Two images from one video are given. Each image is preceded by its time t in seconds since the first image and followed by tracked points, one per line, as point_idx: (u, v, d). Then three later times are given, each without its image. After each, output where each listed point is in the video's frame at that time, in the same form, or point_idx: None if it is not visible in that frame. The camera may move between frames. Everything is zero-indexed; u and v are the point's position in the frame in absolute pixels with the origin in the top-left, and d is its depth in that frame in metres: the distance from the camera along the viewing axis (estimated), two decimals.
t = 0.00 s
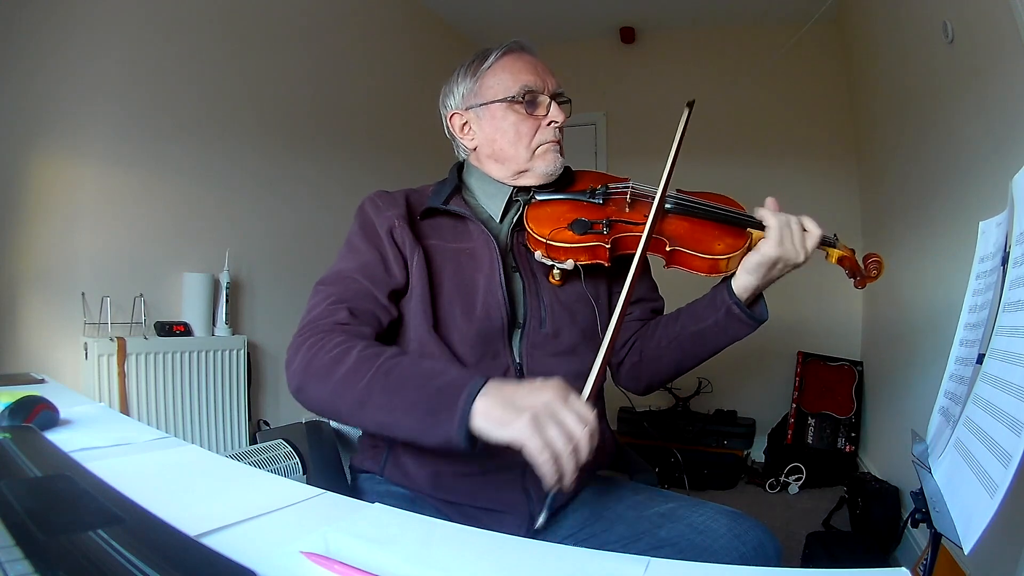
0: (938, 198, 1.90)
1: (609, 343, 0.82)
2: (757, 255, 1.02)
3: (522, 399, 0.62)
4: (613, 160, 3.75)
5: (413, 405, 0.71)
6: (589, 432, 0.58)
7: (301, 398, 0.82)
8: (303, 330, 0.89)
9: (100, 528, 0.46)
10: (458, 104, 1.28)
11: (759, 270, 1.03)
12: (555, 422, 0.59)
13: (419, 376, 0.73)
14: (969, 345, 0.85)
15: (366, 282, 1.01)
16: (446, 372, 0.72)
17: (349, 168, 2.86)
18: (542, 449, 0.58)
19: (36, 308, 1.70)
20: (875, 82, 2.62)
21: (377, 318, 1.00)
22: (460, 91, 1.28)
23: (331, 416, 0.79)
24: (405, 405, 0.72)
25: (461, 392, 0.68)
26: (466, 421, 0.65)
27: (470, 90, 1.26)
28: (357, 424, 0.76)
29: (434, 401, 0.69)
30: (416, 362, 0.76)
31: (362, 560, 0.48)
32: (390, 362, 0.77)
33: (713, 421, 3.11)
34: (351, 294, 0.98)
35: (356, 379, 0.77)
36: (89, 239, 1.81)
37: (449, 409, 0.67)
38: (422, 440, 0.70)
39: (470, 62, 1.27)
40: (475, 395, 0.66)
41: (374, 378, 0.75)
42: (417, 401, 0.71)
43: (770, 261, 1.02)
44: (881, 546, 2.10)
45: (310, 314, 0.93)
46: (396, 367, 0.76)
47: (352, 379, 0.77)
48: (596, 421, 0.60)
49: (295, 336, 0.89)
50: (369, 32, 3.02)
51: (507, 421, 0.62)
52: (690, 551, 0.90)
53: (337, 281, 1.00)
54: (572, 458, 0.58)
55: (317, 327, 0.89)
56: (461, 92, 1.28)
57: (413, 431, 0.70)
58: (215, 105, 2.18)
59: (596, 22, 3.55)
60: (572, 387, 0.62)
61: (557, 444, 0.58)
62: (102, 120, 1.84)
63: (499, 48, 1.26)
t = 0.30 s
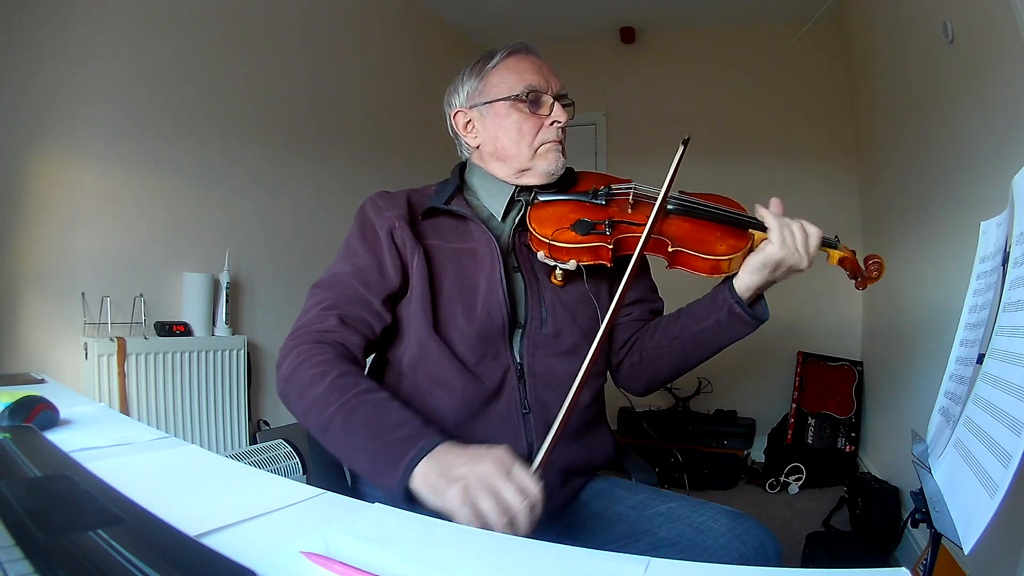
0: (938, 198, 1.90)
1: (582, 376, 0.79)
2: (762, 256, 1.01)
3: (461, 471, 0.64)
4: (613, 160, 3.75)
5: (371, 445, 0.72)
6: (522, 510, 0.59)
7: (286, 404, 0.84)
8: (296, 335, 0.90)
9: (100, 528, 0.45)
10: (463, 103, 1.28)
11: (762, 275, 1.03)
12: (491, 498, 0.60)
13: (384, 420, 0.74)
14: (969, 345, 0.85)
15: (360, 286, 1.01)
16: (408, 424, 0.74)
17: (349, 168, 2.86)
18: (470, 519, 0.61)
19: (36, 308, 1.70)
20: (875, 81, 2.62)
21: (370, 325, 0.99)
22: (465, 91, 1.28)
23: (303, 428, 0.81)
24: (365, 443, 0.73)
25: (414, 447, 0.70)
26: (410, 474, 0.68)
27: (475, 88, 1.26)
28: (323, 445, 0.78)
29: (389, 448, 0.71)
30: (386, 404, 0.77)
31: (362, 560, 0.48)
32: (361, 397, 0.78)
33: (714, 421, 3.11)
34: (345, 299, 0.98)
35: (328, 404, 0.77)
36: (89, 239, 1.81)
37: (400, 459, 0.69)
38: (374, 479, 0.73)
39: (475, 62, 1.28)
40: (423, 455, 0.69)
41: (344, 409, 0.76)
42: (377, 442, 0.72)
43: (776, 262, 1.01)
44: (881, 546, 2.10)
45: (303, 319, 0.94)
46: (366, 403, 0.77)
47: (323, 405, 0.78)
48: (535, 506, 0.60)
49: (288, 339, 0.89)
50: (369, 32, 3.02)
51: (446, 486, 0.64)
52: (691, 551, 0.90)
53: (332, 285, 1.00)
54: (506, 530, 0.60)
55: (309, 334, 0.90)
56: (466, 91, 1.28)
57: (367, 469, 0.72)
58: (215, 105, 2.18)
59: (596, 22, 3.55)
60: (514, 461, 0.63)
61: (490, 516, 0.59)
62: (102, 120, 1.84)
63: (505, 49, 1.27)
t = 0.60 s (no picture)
0: (938, 199, 1.91)
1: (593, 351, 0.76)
2: (757, 254, 1.00)
3: (461, 472, 0.66)
4: (613, 160, 3.76)
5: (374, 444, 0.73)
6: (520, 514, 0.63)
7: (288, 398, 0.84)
8: (300, 330, 0.90)
9: (100, 528, 0.45)
10: (464, 102, 1.28)
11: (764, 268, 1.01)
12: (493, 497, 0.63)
13: (388, 420, 0.74)
14: (969, 345, 0.85)
15: (365, 282, 1.01)
16: (412, 425, 0.74)
17: (349, 168, 2.86)
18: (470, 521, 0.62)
19: (36, 308, 1.70)
20: (875, 82, 2.62)
21: (373, 320, 1.00)
22: (466, 90, 1.28)
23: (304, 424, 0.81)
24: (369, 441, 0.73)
25: (417, 449, 0.71)
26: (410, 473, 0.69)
27: (476, 87, 1.26)
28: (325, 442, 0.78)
29: (390, 449, 0.72)
30: (390, 404, 0.77)
31: (361, 560, 0.48)
32: (363, 396, 0.78)
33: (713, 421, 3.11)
34: (349, 294, 0.98)
35: (332, 400, 0.78)
36: (89, 239, 1.81)
37: (401, 461, 0.70)
38: (376, 477, 0.74)
39: (477, 62, 1.28)
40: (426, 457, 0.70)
41: (347, 407, 0.76)
42: (382, 440, 0.73)
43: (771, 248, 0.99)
44: (881, 546, 2.10)
45: (307, 314, 0.94)
46: (369, 402, 0.77)
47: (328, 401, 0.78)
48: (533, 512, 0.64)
49: (291, 333, 0.90)
50: (369, 32, 3.02)
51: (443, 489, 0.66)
52: (690, 551, 0.90)
53: (335, 279, 1.01)
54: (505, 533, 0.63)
55: (313, 328, 0.90)
56: (467, 90, 1.28)
57: (369, 467, 0.73)
58: (215, 105, 2.18)
59: (596, 23, 3.55)
60: (517, 466, 0.67)
61: (488, 518, 0.62)
62: (102, 119, 1.84)
63: (506, 49, 1.27)
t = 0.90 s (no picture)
0: (938, 198, 1.90)
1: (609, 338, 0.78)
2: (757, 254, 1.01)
3: (552, 342, 0.67)
4: (613, 160, 3.76)
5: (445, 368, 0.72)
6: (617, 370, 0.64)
7: (319, 393, 0.82)
8: (313, 330, 0.88)
9: (100, 528, 0.45)
10: (457, 104, 1.28)
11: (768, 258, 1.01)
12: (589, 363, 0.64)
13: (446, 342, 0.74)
14: (969, 345, 0.85)
15: (374, 280, 1.00)
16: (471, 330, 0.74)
17: (349, 168, 2.86)
18: (584, 388, 0.62)
19: (36, 308, 1.70)
20: (875, 82, 2.61)
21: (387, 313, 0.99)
22: (459, 91, 1.28)
23: (360, 402, 0.79)
24: (437, 372, 0.73)
25: (489, 351, 0.70)
26: (503, 371, 0.69)
27: (469, 89, 1.26)
28: (389, 404, 0.76)
29: (467, 363, 0.71)
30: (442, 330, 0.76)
31: (362, 560, 0.48)
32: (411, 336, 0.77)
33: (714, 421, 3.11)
34: (359, 289, 0.97)
35: (381, 358, 0.77)
36: (89, 239, 1.81)
37: (484, 368, 0.70)
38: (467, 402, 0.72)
39: (468, 62, 1.27)
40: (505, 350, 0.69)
41: (400, 354, 0.75)
42: (450, 364, 0.72)
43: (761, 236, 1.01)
44: (881, 547, 2.10)
45: (318, 314, 0.92)
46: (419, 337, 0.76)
47: (377, 360, 0.77)
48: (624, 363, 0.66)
49: (304, 336, 0.89)
50: (369, 31, 3.02)
51: (539, 369, 0.67)
52: (691, 552, 0.91)
53: (343, 279, 1.00)
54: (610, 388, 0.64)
55: (326, 323, 0.88)
56: (460, 92, 1.27)
57: (453, 395, 0.72)
58: (215, 105, 2.18)
59: (596, 22, 3.55)
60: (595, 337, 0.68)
61: (596, 380, 0.63)
62: (102, 119, 1.84)
63: (498, 48, 1.26)
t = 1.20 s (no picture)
0: (938, 198, 1.91)
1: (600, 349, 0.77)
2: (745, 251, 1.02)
3: (535, 361, 0.64)
4: (613, 160, 3.76)
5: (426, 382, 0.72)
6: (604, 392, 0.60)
7: (308, 395, 0.82)
8: (307, 330, 0.89)
9: (100, 528, 0.45)
10: (452, 104, 1.28)
11: (768, 257, 1.00)
12: (573, 384, 0.61)
13: (428, 354, 0.74)
14: (969, 345, 0.85)
15: (367, 280, 1.01)
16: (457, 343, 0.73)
17: (349, 168, 2.86)
18: (565, 409, 0.60)
19: (36, 308, 1.70)
20: (875, 82, 2.61)
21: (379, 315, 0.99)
22: (454, 91, 1.27)
23: (344, 407, 0.79)
24: (417, 384, 0.73)
25: (467, 366, 0.69)
26: (486, 390, 0.67)
27: (464, 89, 1.25)
28: (371, 413, 0.76)
29: (451, 374, 0.70)
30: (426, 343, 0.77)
31: (361, 560, 0.48)
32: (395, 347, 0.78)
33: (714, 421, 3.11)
34: (353, 289, 0.98)
35: (365, 367, 0.77)
36: (89, 239, 1.81)
37: (467, 381, 0.69)
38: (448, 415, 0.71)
39: (464, 61, 1.27)
40: (484, 366, 0.68)
41: (384, 363, 0.76)
42: (432, 377, 0.72)
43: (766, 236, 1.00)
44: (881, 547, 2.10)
45: (313, 312, 0.93)
46: (403, 348, 0.77)
47: (361, 369, 0.77)
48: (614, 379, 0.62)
49: (297, 335, 0.89)
50: (369, 31, 3.02)
51: (525, 385, 0.64)
52: (690, 552, 0.91)
53: (336, 279, 1.00)
54: (592, 415, 0.61)
55: (319, 324, 0.89)
56: (455, 92, 1.27)
57: (431, 409, 0.71)
58: (214, 105, 2.18)
59: (596, 22, 3.55)
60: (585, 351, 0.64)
61: (576, 403, 0.60)
62: (102, 119, 1.84)
63: (493, 47, 1.26)
